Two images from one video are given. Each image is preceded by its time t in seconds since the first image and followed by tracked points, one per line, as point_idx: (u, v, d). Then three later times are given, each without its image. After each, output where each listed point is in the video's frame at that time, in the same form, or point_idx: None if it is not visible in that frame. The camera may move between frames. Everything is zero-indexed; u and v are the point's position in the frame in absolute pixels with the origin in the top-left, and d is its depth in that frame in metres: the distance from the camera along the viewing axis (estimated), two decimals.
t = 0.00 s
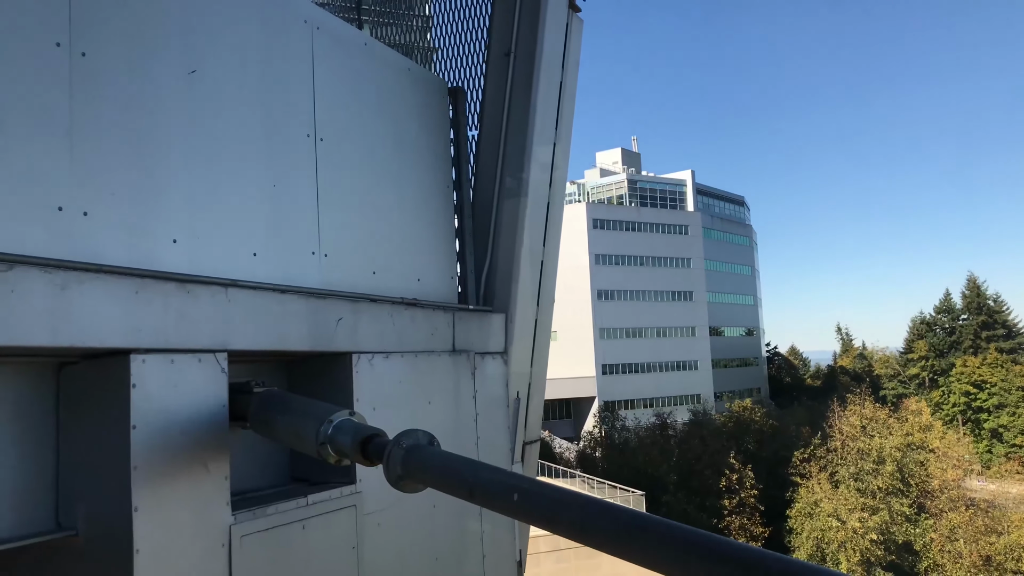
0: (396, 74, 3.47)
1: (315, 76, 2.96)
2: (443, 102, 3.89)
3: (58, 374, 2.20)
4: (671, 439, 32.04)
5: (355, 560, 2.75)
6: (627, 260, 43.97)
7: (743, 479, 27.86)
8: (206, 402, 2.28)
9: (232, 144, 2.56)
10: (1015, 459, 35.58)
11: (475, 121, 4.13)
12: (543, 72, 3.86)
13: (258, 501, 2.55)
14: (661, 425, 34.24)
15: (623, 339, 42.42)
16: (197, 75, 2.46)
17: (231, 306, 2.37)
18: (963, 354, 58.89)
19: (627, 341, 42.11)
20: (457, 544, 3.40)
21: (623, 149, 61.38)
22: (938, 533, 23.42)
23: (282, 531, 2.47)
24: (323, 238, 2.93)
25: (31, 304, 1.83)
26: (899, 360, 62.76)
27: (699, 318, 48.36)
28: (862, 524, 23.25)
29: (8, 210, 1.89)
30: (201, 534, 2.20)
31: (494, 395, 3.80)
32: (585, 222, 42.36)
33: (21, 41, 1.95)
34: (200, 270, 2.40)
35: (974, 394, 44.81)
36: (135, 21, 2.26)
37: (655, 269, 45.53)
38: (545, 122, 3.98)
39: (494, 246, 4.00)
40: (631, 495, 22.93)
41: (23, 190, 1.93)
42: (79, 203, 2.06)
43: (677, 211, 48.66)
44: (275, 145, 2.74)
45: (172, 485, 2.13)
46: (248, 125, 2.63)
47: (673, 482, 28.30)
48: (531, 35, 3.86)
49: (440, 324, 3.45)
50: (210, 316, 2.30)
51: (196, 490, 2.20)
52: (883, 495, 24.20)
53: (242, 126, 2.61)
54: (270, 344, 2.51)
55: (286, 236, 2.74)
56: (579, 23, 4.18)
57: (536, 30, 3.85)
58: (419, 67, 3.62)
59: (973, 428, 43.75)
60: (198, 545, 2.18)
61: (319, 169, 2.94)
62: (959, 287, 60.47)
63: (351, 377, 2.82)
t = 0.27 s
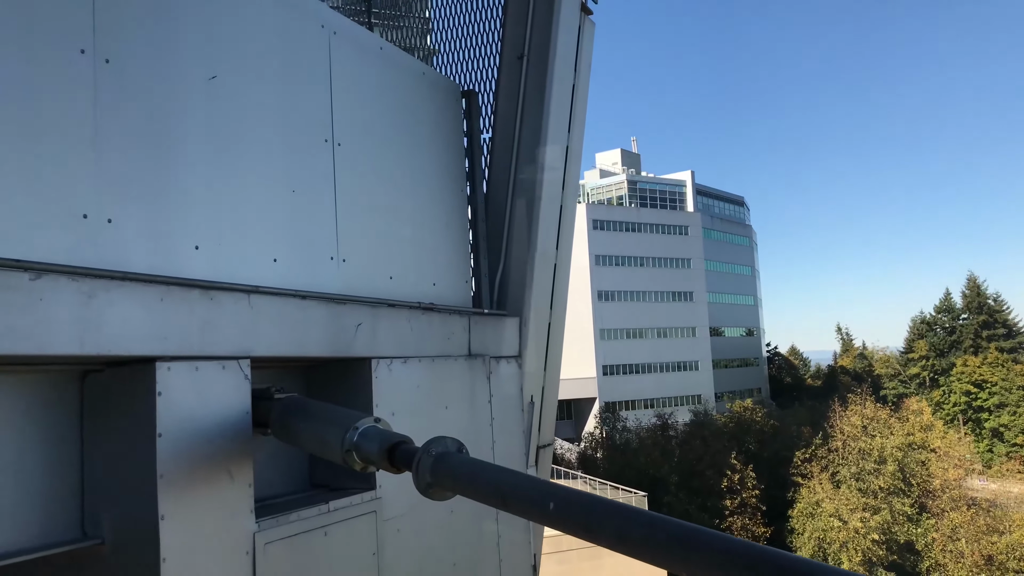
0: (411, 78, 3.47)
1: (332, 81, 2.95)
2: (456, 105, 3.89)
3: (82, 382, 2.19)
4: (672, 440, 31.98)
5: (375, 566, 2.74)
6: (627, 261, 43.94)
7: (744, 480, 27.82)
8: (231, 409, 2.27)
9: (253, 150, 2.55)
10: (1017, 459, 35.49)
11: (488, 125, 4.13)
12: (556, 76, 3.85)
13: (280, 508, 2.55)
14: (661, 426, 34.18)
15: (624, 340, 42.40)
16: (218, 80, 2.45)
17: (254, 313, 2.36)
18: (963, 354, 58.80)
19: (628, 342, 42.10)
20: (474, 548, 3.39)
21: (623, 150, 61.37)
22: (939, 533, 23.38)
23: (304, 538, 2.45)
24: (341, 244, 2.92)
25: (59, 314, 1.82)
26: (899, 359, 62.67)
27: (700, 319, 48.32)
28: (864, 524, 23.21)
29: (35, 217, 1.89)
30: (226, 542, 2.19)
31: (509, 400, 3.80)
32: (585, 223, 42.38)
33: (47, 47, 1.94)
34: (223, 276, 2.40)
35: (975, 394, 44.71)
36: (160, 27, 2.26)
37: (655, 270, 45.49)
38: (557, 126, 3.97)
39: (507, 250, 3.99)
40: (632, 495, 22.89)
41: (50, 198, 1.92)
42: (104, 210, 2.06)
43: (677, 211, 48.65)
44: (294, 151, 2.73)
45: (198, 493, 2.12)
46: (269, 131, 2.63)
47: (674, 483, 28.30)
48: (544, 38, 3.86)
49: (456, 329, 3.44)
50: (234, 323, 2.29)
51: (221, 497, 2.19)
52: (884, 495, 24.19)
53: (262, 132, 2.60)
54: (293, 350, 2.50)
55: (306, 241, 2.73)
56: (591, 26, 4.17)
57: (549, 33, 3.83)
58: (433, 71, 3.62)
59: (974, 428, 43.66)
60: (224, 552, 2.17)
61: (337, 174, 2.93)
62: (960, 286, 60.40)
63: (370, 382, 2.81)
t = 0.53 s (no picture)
0: (422, 81, 3.48)
1: (345, 85, 2.96)
2: (466, 107, 3.90)
3: (102, 387, 2.19)
4: (673, 440, 31.92)
5: (392, 568, 2.74)
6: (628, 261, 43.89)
7: (746, 479, 27.79)
8: (251, 413, 2.28)
9: (268, 153, 2.56)
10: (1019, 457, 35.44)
11: (498, 128, 4.13)
12: (565, 79, 3.85)
13: (299, 512, 2.54)
14: (662, 426, 34.11)
15: (624, 340, 42.38)
16: (234, 84, 2.45)
17: (272, 315, 2.36)
18: (963, 352, 58.73)
19: (628, 342, 42.07)
20: (488, 551, 3.38)
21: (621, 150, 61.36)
22: (941, 533, 23.40)
23: (323, 542, 2.45)
24: (356, 246, 2.92)
25: (81, 317, 1.81)
26: (900, 358, 62.59)
27: (700, 318, 48.28)
28: (866, 523, 23.21)
29: (56, 221, 1.88)
30: (247, 545, 2.19)
31: (521, 401, 3.80)
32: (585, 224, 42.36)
33: (66, 51, 1.94)
34: (240, 279, 2.39)
35: (976, 392, 44.60)
36: (178, 32, 2.26)
37: (655, 270, 45.45)
38: (568, 128, 3.97)
39: (518, 250, 3.99)
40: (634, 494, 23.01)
41: (70, 202, 1.92)
42: (123, 214, 2.05)
43: (677, 211, 48.61)
44: (309, 154, 2.74)
45: (218, 498, 2.12)
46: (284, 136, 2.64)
47: (676, 483, 28.31)
48: (554, 38, 3.85)
49: (469, 331, 3.45)
50: (253, 329, 2.30)
51: (241, 500, 2.19)
52: (885, 494, 24.23)
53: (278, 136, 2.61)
54: (310, 353, 2.51)
55: (321, 245, 2.74)
56: (599, 28, 4.17)
57: (558, 35, 3.83)
58: (444, 73, 3.62)
59: (975, 426, 43.58)
60: (245, 556, 2.18)
61: (352, 177, 2.94)
62: (960, 285, 60.28)
63: (385, 385, 2.81)
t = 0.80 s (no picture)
0: (429, 83, 3.48)
1: (353, 89, 2.96)
2: (471, 108, 3.90)
3: (113, 391, 2.19)
4: (674, 439, 31.91)
5: (402, 569, 2.74)
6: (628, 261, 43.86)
7: (747, 479, 27.79)
8: (262, 415, 2.28)
9: (277, 156, 2.56)
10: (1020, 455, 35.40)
11: (503, 129, 4.13)
12: (570, 80, 3.85)
13: (309, 515, 2.55)
14: (664, 425, 34.10)
15: (625, 340, 42.35)
16: (242, 87, 2.45)
17: (282, 318, 2.37)
18: (964, 350, 58.72)
19: (629, 342, 42.04)
20: (496, 551, 3.38)
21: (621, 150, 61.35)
22: (942, 531, 23.39)
23: (333, 544, 2.46)
24: (363, 249, 2.92)
25: (95, 322, 1.82)
26: (900, 357, 62.61)
27: (700, 318, 48.26)
28: (867, 522, 23.21)
29: (67, 225, 1.88)
30: (259, 548, 2.18)
31: (528, 402, 3.81)
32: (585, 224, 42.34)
33: (76, 53, 1.94)
34: (250, 283, 2.40)
35: (976, 390, 44.57)
36: (187, 35, 2.26)
37: (655, 270, 45.43)
38: (573, 129, 3.97)
39: (524, 251, 4.00)
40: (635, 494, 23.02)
41: (81, 206, 1.92)
42: (134, 218, 2.05)
43: (676, 211, 48.60)
44: (318, 157, 2.74)
45: (230, 502, 2.12)
46: (294, 138, 2.64)
47: (677, 482, 28.33)
48: (559, 39, 3.85)
49: (476, 332, 3.45)
50: (264, 331, 2.30)
51: (253, 503, 2.19)
52: (886, 493, 24.25)
53: (287, 140, 2.61)
54: (321, 355, 2.51)
55: (330, 248, 2.74)
56: (604, 30, 4.17)
57: (563, 35, 3.83)
58: (450, 75, 3.63)
59: (975, 424, 43.56)
60: (256, 558, 2.17)
61: (360, 180, 2.94)
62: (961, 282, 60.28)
63: (394, 387, 2.82)
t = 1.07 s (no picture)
0: (430, 84, 3.49)
1: (355, 90, 2.97)
2: (472, 108, 3.90)
3: (118, 393, 2.19)
4: (674, 438, 31.90)
5: (405, 570, 2.75)
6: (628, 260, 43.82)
7: (747, 477, 27.80)
8: (266, 417, 2.28)
9: (279, 158, 2.55)
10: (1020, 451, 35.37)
11: (504, 128, 4.13)
12: (571, 80, 3.85)
13: (313, 517, 2.55)
14: (664, 424, 34.09)
15: (625, 338, 42.32)
16: (246, 91, 2.45)
17: (285, 320, 2.37)
18: (964, 347, 58.70)
19: (629, 340, 42.01)
20: (499, 552, 3.38)
21: (620, 149, 61.36)
22: (942, 527, 23.37)
23: (337, 546, 2.46)
24: (366, 251, 2.92)
25: (101, 326, 1.82)
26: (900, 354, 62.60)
27: (700, 316, 48.25)
28: (867, 519, 23.21)
29: (71, 230, 1.88)
30: (264, 552, 2.18)
31: (530, 402, 3.81)
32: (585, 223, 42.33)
33: (78, 59, 1.94)
34: (254, 286, 2.40)
35: (976, 387, 44.54)
36: (191, 41, 2.27)
37: (655, 268, 45.41)
38: (574, 128, 3.97)
39: (526, 251, 4.00)
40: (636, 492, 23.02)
41: (87, 214, 1.92)
42: (138, 223, 2.05)
43: (676, 209, 48.59)
44: (320, 158, 2.74)
45: (235, 507, 2.12)
46: (296, 140, 2.64)
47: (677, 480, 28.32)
48: (560, 39, 3.85)
49: (478, 333, 3.45)
50: (268, 333, 2.30)
51: (258, 506, 2.19)
52: (887, 490, 24.27)
53: (289, 142, 2.61)
54: (324, 358, 2.51)
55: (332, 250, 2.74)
56: (604, 29, 4.17)
57: (564, 35, 3.83)
58: (452, 75, 3.63)
59: (975, 421, 43.53)
60: (262, 562, 2.17)
61: (362, 183, 2.95)
62: (960, 279, 60.26)
63: (397, 389, 2.82)
